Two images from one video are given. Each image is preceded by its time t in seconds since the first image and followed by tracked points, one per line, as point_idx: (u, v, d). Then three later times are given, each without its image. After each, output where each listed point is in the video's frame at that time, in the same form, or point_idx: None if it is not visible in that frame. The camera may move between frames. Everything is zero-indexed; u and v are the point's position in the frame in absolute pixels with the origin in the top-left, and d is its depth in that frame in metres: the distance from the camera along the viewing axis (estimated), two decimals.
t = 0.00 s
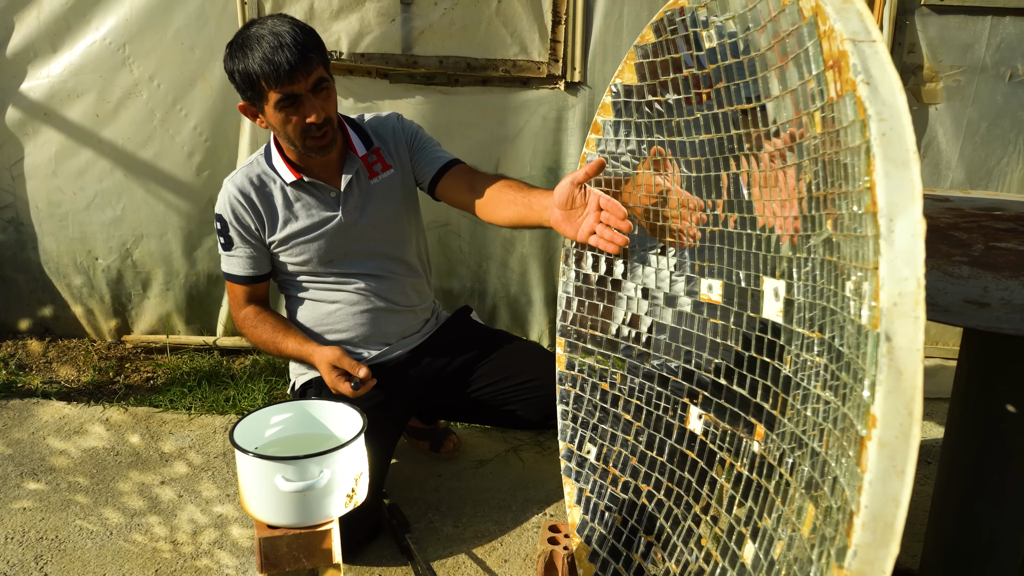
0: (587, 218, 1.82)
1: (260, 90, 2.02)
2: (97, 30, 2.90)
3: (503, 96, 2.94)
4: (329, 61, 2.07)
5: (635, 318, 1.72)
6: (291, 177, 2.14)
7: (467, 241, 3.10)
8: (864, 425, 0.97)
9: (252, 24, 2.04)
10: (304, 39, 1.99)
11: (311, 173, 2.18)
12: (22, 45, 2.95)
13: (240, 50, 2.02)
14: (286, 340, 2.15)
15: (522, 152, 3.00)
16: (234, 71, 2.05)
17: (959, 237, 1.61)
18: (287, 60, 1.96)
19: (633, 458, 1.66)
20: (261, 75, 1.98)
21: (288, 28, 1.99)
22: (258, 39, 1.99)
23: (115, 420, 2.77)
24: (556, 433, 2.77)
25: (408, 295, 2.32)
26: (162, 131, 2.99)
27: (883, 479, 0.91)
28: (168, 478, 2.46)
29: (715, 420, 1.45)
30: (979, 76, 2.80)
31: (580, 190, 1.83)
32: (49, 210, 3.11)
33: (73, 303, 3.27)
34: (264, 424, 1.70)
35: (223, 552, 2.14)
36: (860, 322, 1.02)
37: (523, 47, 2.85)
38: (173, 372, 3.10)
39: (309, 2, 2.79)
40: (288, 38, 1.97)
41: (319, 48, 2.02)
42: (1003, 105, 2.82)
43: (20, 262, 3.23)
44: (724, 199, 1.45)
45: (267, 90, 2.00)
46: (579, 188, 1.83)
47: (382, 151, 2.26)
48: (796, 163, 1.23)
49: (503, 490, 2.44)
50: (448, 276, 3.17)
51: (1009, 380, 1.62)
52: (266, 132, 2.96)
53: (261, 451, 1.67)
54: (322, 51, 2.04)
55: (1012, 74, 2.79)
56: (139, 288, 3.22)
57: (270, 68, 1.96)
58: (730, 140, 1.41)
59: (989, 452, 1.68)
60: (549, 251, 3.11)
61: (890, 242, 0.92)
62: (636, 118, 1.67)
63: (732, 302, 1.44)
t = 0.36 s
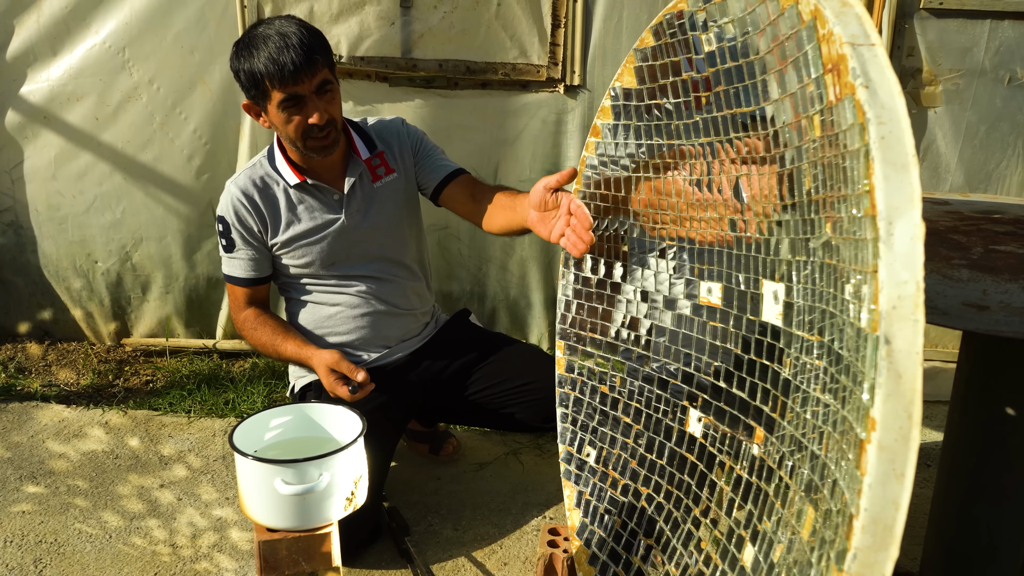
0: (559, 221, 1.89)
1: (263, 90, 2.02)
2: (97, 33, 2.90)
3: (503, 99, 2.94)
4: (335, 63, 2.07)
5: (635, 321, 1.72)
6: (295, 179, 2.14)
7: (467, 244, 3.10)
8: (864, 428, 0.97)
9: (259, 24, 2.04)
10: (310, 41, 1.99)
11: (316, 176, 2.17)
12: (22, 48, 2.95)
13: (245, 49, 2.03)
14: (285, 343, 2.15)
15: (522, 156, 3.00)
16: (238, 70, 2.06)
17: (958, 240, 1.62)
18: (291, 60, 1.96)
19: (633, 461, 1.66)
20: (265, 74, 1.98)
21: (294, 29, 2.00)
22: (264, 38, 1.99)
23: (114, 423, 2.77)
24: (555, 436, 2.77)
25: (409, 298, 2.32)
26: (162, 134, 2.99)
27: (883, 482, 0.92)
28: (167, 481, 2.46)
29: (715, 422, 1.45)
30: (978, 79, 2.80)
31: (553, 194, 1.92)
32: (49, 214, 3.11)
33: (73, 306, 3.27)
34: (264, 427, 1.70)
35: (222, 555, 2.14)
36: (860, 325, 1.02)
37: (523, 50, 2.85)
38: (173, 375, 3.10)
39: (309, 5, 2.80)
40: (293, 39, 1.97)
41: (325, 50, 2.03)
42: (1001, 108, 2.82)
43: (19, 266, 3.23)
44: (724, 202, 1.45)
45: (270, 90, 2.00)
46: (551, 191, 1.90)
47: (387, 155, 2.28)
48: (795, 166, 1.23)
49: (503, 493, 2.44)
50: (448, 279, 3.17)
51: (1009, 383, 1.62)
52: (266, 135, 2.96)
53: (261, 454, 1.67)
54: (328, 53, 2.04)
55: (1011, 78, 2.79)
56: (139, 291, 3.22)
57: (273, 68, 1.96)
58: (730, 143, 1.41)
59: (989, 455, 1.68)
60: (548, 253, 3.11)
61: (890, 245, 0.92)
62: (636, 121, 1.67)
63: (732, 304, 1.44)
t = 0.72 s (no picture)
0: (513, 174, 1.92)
1: (269, 89, 2.02)
2: (97, 35, 2.91)
3: (503, 100, 2.94)
4: (342, 65, 2.08)
5: (634, 322, 1.73)
6: (300, 179, 2.14)
7: (467, 245, 3.10)
8: (864, 430, 0.97)
9: (268, 23, 2.05)
10: (317, 42, 1.99)
11: (321, 176, 2.18)
12: (22, 50, 2.95)
13: (253, 48, 2.03)
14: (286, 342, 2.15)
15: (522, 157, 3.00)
16: (246, 69, 2.06)
17: (958, 241, 1.62)
18: (298, 60, 1.96)
19: (633, 462, 1.66)
20: (272, 74, 1.98)
21: (302, 30, 2.00)
22: (272, 38, 2.00)
23: (114, 425, 2.77)
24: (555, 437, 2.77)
25: (409, 300, 2.32)
26: (162, 135, 2.99)
27: (883, 484, 0.91)
28: (167, 482, 2.45)
29: (715, 424, 1.45)
30: (977, 80, 2.80)
31: (500, 151, 1.93)
32: (49, 215, 3.11)
33: (72, 308, 3.27)
34: (264, 428, 1.70)
35: (222, 557, 2.13)
36: (860, 327, 1.01)
37: (522, 51, 2.85)
38: (172, 376, 3.10)
39: (309, 7, 2.80)
40: (301, 39, 1.98)
41: (332, 52, 2.03)
42: (1001, 109, 2.83)
43: (19, 267, 3.22)
44: (724, 204, 1.45)
45: (276, 89, 2.00)
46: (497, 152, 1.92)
47: (393, 159, 2.28)
48: (795, 168, 1.23)
49: (503, 495, 2.43)
50: (448, 281, 3.17)
51: (1009, 384, 1.62)
52: (266, 137, 2.97)
53: (261, 455, 1.67)
54: (335, 54, 2.05)
55: (1011, 79, 2.79)
56: (139, 292, 3.22)
57: (280, 68, 1.96)
58: (730, 144, 1.41)
59: (989, 457, 1.68)
60: (548, 255, 3.11)
61: (890, 247, 0.92)
62: (635, 123, 1.67)
63: (732, 305, 1.44)
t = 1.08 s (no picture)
0: (550, 219, 1.86)
1: (270, 87, 2.02)
2: (97, 37, 2.91)
3: (503, 102, 2.94)
4: (344, 65, 2.07)
5: (634, 323, 1.73)
6: (300, 178, 2.14)
7: (467, 247, 3.11)
8: (864, 430, 0.97)
9: (273, 21, 2.06)
10: (319, 42, 1.99)
11: (321, 176, 2.19)
12: (22, 52, 2.95)
13: (255, 45, 2.03)
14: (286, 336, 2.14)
15: (521, 159, 3.00)
16: (248, 66, 2.07)
17: (958, 243, 1.62)
18: (299, 59, 1.96)
19: (633, 464, 1.65)
20: (272, 72, 1.98)
21: (305, 28, 2.01)
22: (275, 36, 2.00)
23: (114, 426, 2.77)
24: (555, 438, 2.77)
25: (408, 302, 2.32)
26: (162, 137, 2.99)
27: (883, 485, 0.91)
28: (167, 484, 2.45)
29: (715, 425, 1.45)
30: (977, 82, 2.80)
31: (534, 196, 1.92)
32: (49, 217, 3.11)
33: (72, 309, 3.27)
34: (264, 430, 1.70)
35: (222, 559, 2.13)
36: (859, 328, 1.01)
37: (522, 53, 2.85)
38: (172, 377, 3.10)
39: (309, 8, 2.80)
40: (303, 38, 1.98)
41: (334, 51, 2.03)
42: (1001, 110, 2.83)
43: (19, 269, 3.22)
44: (724, 205, 1.45)
45: (276, 87, 2.01)
46: (530, 194, 1.90)
47: (394, 162, 2.28)
48: (795, 169, 1.23)
49: (503, 497, 2.43)
50: (448, 282, 3.18)
51: (1008, 385, 1.62)
52: (266, 139, 2.97)
53: (261, 457, 1.67)
54: (337, 54, 2.05)
55: (1010, 80, 2.80)
56: (139, 294, 3.22)
57: (280, 66, 1.97)
58: (730, 145, 1.41)
59: (989, 458, 1.68)
60: (547, 256, 3.12)
61: (889, 248, 0.92)
62: (636, 125, 1.67)
63: (732, 306, 1.44)
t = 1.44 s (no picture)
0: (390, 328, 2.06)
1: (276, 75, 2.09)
2: (96, 37, 2.91)
3: (502, 103, 2.95)
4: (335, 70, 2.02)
5: (634, 326, 1.72)
6: (308, 173, 2.14)
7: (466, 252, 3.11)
8: (865, 434, 0.97)
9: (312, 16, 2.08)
10: (308, 43, 1.98)
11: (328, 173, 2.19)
12: (21, 53, 2.95)
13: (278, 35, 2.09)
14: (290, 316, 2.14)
15: (520, 160, 3.00)
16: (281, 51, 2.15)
17: (957, 244, 1.62)
18: (280, 54, 1.98)
19: (634, 468, 1.65)
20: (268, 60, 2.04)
21: (306, 28, 2.00)
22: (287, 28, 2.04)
23: (114, 432, 2.77)
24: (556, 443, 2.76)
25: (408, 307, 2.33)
26: (161, 137, 2.99)
27: (885, 489, 0.91)
28: (167, 490, 2.45)
29: (715, 430, 1.45)
30: (975, 83, 2.81)
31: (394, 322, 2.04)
32: (47, 216, 3.11)
33: (71, 310, 3.26)
34: (264, 436, 1.69)
35: (222, 564, 2.13)
36: (859, 331, 1.02)
37: (522, 54, 2.86)
38: (172, 383, 3.10)
39: (308, 10, 2.81)
40: (294, 35, 1.98)
41: (320, 55, 1.98)
42: (999, 112, 2.83)
43: (18, 270, 3.22)
44: (722, 201, 1.45)
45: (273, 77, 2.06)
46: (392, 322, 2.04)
47: (406, 172, 2.28)
48: (794, 170, 1.23)
49: (504, 502, 2.43)
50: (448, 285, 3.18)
51: (1008, 387, 1.62)
52: (265, 144, 2.97)
53: (261, 463, 1.66)
54: (326, 57, 2.00)
55: (1009, 82, 2.80)
56: (138, 295, 3.22)
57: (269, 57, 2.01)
58: (729, 142, 1.41)
59: (989, 460, 1.68)
60: (547, 260, 3.11)
61: (888, 249, 0.92)
62: (635, 125, 1.67)
63: (732, 308, 1.44)
